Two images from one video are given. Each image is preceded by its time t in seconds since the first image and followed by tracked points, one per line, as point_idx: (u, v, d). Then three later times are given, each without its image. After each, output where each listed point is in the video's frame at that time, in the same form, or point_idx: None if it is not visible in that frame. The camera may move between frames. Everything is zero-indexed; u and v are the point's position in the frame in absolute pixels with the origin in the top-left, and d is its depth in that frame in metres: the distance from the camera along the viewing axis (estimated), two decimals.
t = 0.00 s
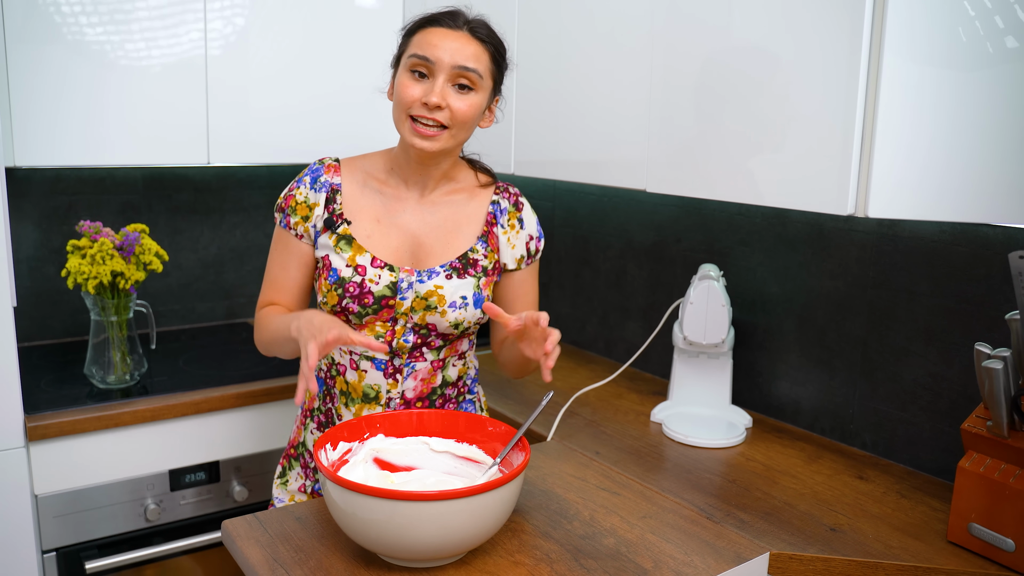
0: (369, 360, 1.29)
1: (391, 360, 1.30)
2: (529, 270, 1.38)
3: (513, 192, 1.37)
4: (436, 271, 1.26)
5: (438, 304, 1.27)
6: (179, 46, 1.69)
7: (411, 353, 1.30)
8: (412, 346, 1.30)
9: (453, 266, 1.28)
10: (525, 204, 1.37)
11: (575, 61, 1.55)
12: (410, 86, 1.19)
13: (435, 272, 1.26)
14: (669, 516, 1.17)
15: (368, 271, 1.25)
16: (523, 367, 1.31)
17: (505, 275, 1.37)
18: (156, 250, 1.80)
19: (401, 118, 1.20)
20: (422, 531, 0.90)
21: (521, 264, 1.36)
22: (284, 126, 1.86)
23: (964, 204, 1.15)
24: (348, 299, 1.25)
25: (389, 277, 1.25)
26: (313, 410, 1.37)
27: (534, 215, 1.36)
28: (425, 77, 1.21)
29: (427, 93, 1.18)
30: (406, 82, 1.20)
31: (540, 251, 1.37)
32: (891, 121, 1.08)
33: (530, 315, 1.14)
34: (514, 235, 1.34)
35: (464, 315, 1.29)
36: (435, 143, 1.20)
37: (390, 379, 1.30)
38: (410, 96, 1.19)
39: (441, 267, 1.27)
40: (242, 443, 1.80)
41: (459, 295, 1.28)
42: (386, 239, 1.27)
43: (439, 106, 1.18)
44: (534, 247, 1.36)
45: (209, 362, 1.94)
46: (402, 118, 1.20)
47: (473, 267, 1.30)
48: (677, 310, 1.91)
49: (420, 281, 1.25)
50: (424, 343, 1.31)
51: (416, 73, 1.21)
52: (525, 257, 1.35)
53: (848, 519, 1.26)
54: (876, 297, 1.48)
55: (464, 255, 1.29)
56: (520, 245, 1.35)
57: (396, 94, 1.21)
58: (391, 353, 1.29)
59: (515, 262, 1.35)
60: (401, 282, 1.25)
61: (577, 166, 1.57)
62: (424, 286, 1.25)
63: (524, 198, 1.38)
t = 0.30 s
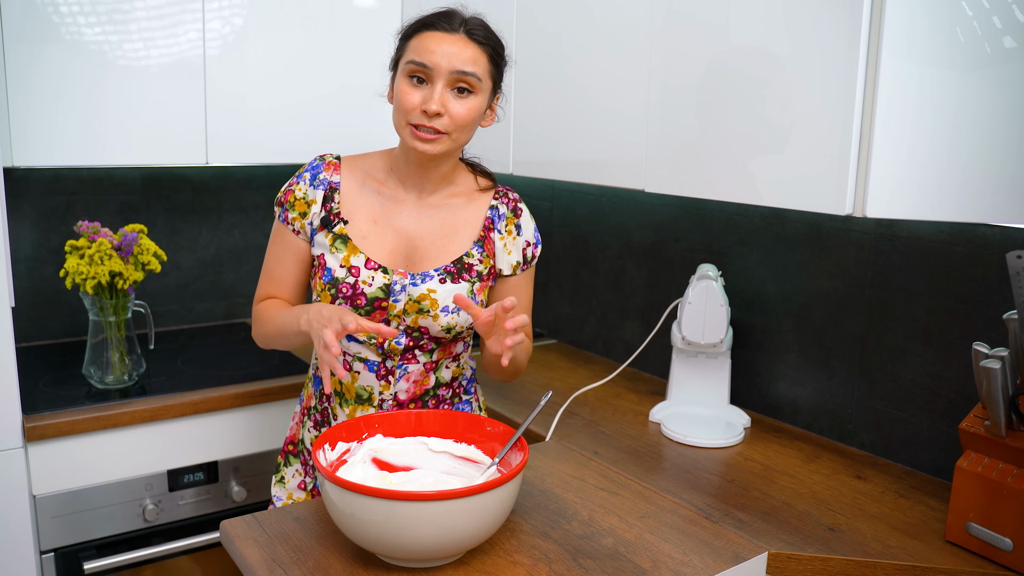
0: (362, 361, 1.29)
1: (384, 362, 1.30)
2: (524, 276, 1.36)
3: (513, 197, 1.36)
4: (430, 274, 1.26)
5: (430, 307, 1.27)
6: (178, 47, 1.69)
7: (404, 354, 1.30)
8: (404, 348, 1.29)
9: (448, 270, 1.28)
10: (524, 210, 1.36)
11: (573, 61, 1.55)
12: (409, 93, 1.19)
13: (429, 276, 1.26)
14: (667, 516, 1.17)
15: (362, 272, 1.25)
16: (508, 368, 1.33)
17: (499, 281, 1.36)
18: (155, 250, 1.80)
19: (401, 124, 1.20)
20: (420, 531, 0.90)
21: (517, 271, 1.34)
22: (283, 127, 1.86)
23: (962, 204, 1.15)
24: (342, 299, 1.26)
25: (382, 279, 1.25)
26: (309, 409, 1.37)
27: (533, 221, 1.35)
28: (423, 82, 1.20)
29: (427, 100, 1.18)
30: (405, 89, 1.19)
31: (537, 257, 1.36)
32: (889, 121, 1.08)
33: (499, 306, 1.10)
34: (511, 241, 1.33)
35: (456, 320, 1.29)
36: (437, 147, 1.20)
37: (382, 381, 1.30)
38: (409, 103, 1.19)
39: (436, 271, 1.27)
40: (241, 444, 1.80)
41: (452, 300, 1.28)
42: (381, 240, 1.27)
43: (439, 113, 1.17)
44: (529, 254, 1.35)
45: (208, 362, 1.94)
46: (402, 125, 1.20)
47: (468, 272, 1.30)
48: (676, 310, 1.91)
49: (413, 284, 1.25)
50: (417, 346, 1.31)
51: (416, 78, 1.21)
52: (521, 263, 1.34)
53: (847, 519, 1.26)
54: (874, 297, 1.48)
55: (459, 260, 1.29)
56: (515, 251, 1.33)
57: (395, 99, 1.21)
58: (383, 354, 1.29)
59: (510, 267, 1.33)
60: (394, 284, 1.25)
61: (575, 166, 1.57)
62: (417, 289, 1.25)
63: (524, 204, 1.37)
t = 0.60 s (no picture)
0: (368, 363, 1.29)
1: (390, 364, 1.30)
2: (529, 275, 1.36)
3: (515, 195, 1.37)
4: (435, 277, 1.26)
5: (437, 309, 1.27)
6: (180, 47, 1.70)
7: (410, 356, 1.31)
8: (410, 350, 1.30)
9: (454, 272, 1.27)
10: (526, 208, 1.37)
11: (575, 61, 1.55)
12: (415, 87, 1.19)
13: (435, 278, 1.26)
14: (669, 517, 1.17)
15: (368, 275, 1.25)
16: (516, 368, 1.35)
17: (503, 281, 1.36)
18: (157, 250, 1.80)
19: (406, 119, 1.19)
20: (422, 532, 0.90)
21: (521, 267, 1.35)
22: (285, 127, 1.86)
23: (964, 204, 1.15)
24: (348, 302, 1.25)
25: (388, 282, 1.25)
26: (314, 411, 1.37)
27: (535, 218, 1.36)
28: (430, 78, 1.21)
29: (433, 93, 1.18)
30: (411, 83, 1.20)
31: (540, 255, 1.37)
32: (891, 122, 1.08)
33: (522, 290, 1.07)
34: (514, 239, 1.35)
35: (463, 321, 1.30)
36: (439, 141, 1.19)
37: (389, 382, 1.31)
38: (416, 96, 1.19)
39: (441, 273, 1.27)
40: (243, 444, 1.80)
41: (458, 302, 1.27)
42: (387, 243, 1.27)
43: (445, 105, 1.17)
44: (533, 251, 1.36)
45: (210, 363, 1.94)
46: (408, 117, 1.19)
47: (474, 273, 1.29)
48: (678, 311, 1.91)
49: (420, 287, 1.25)
50: (423, 347, 1.31)
51: (423, 74, 1.22)
52: (523, 261, 1.35)
53: (849, 520, 1.26)
54: (877, 298, 1.48)
55: (464, 261, 1.29)
56: (519, 249, 1.35)
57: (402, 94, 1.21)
58: (390, 356, 1.29)
59: (513, 265, 1.34)
60: (400, 287, 1.25)
61: (577, 167, 1.57)
62: (423, 292, 1.25)
63: (526, 202, 1.38)
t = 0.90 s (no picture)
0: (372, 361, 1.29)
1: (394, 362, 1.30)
2: (532, 270, 1.38)
3: (516, 192, 1.37)
4: (442, 271, 1.26)
5: (444, 304, 1.27)
6: (179, 47, 1.69)
7: (415, 354, 1.30)
8: (415, 347, 1.30)
9: (460, 266, 1.28)
10: (529, 205, 1.38)
11: (575, 60, 1.55)
12: (409, 84, 1.20)
13: (442, 272, 1.26)
14: (669, 517, 1.17)
15: (375, 270, 1.25)
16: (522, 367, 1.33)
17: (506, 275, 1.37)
18: (156, 250, 1.80)
19: (404, 117, 1.20)
20: (422, 532, 0.90)
21: (525, 263, 1.36)
22: (283, 126, 1.86)
23: (964, 205, 1.15)
24: (355, 298, 1.25)
25: (396, 277, 1.25)
26: (310, 410, 1.36)
27: (538, 215, 1.37)
28: (421, 74, 1.22)
29: (427, 87, 1.19)
30: (404, 81, 1.21)
31: (542, 251, 1.37)
32: (890, 122, 1.08)
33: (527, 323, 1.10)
34: (519, 234, 1.35)
35: (470, 316, 1.29)
36: (440, 133, 1.20)
37: (392, 380, 1.30)
38: (411, 93, 1.20)
39: (448, 267, 1.27)
40: (242, 444, 1.80)
41: (465, 296, 1.28)
42: (392, 238, 1.27)
43: (441, 97, 1.18)
44: (537, 247, 1.36)
45: (209, 363, 1.94)
46: (406, 115, 1.20)
47: (478, 268, 1.30)
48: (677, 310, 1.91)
49: (427, 281, 1.25)
50: (427, 345, 1.31)
51: (413, 71, 1.22)
52: (529, 256, 1.36)
53: (849, 520, 1.26)
54: (876, 298, 1.48)
55: (469, 255, 1.29)
56: (523, 245, 1.35)
57: (396, 93, 1.22)
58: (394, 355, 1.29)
59: (519, 260, 1.35)
60: (407, 282, 1.25)
61: (577, 167, 1.57)
62: (430, 286, 1.26)
63: (527, 199, 1.39)
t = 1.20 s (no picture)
0: (378, 359, 1.29)
1: (400, 359, 1.29)
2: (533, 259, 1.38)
3: (513, 182, 1.37)
4: (443, 265, 1.26)
5: (447, 297, 1.26)
6: (180, 47, 1.70)
7: (421, 351, 1.30)
8: (420, 344, 1.29)
9: (462, 259, 1.27)
10: (525, 194, 1.37)
11: (577, 60, 1.55)
12: (391, 86, 1.21)
13: (443, 266, 1.26)
14: (670, 518, 1.17)
15: (377, 266, 1.25)
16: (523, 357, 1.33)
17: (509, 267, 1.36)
18: (158, 250, 1.80)
19: (392, 118, 1.21)
20: (424, 532, 0.90)
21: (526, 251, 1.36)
22: (284, 127, 1.86)
23: (964, 205, 1.13)
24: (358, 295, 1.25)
25: (398, 272, 1.25)
26: (314, 411, 1.37)
27: (535, 204, 1.37)
28: (401, 73, 1.22)
29: (409, 86, 1.19)
30: (386, 83, 1.21)
31: (543, 238, 1.38)
32: (891, 123, 1.08)
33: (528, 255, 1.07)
34: (518, 224, 1.35)
35: (473, 308, 1.29)
36: (432, 129, 1.21)
37: (399, 377, 1.30)
38: (394, 95, 1.20)
39: (449, 260, 1.27)
40: (244, 444, 1.80)
41: (469, 288, 1.28)
42: (392, 234, 1.27)
43: (426, 94, 1.19)
44: (536, 236, 1.36)
45: (211, 363, 1.94)
46: (393, 117, 1.21)
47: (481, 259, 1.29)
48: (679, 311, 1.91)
49: (429, 275, 1.25)
50: (433, 341, 1.31)
51: (393, 72, 1.23)
52: (529, 244, 1.36)
53: (851, 521, 1.26)
54: (878, 299, 1.48)
55: (469, 248, 1.29)
56: (523, 234, 1.35)
57: (381, 97, 1.23)
58: (400, 351, 1.29)
59: (520, 249, 1.35)
60: (410, 277, 1.25)
61: (578, 167, 1.57)
62: (433, 280, 1.25)
63: (524, 188, 1.38)
